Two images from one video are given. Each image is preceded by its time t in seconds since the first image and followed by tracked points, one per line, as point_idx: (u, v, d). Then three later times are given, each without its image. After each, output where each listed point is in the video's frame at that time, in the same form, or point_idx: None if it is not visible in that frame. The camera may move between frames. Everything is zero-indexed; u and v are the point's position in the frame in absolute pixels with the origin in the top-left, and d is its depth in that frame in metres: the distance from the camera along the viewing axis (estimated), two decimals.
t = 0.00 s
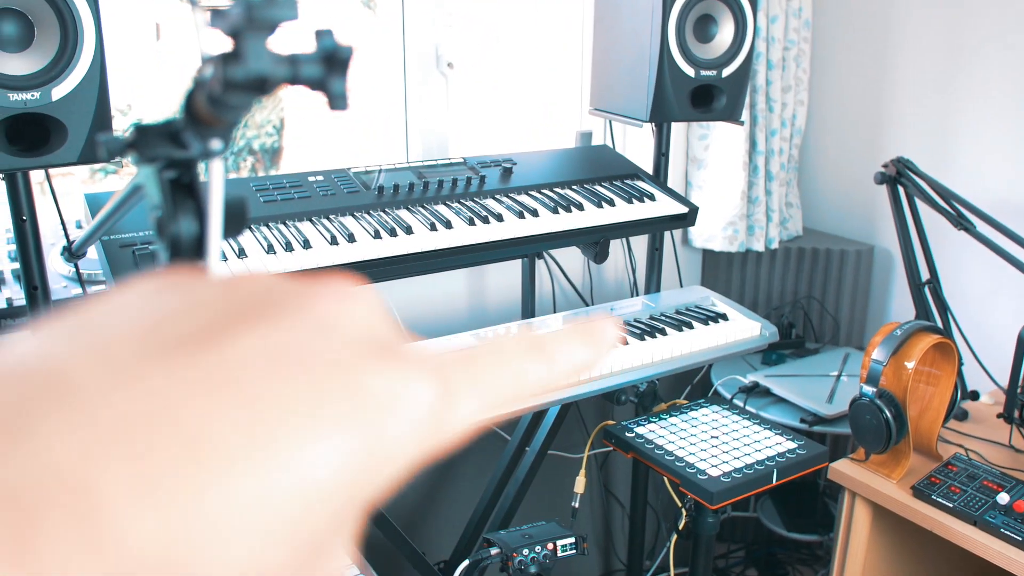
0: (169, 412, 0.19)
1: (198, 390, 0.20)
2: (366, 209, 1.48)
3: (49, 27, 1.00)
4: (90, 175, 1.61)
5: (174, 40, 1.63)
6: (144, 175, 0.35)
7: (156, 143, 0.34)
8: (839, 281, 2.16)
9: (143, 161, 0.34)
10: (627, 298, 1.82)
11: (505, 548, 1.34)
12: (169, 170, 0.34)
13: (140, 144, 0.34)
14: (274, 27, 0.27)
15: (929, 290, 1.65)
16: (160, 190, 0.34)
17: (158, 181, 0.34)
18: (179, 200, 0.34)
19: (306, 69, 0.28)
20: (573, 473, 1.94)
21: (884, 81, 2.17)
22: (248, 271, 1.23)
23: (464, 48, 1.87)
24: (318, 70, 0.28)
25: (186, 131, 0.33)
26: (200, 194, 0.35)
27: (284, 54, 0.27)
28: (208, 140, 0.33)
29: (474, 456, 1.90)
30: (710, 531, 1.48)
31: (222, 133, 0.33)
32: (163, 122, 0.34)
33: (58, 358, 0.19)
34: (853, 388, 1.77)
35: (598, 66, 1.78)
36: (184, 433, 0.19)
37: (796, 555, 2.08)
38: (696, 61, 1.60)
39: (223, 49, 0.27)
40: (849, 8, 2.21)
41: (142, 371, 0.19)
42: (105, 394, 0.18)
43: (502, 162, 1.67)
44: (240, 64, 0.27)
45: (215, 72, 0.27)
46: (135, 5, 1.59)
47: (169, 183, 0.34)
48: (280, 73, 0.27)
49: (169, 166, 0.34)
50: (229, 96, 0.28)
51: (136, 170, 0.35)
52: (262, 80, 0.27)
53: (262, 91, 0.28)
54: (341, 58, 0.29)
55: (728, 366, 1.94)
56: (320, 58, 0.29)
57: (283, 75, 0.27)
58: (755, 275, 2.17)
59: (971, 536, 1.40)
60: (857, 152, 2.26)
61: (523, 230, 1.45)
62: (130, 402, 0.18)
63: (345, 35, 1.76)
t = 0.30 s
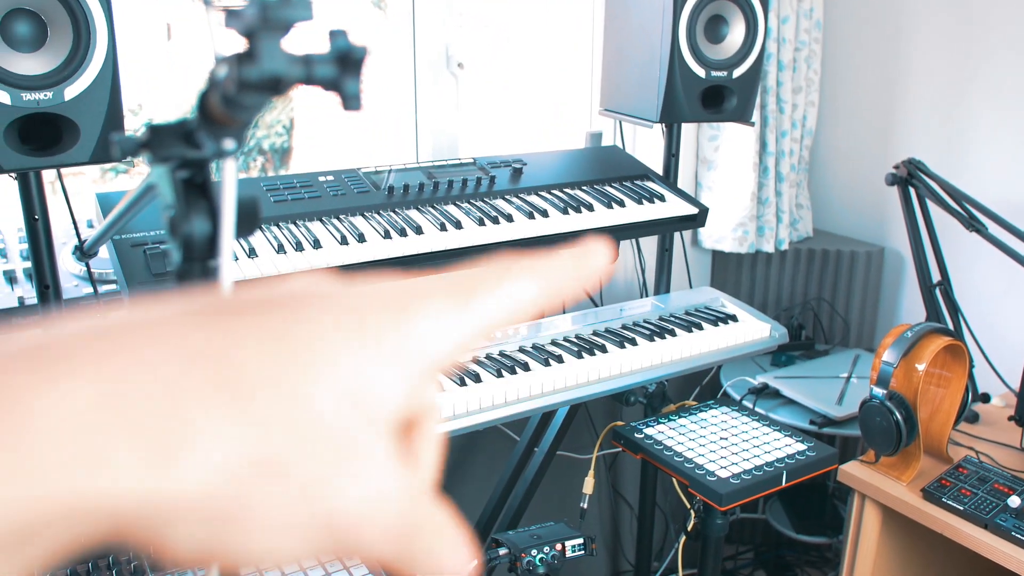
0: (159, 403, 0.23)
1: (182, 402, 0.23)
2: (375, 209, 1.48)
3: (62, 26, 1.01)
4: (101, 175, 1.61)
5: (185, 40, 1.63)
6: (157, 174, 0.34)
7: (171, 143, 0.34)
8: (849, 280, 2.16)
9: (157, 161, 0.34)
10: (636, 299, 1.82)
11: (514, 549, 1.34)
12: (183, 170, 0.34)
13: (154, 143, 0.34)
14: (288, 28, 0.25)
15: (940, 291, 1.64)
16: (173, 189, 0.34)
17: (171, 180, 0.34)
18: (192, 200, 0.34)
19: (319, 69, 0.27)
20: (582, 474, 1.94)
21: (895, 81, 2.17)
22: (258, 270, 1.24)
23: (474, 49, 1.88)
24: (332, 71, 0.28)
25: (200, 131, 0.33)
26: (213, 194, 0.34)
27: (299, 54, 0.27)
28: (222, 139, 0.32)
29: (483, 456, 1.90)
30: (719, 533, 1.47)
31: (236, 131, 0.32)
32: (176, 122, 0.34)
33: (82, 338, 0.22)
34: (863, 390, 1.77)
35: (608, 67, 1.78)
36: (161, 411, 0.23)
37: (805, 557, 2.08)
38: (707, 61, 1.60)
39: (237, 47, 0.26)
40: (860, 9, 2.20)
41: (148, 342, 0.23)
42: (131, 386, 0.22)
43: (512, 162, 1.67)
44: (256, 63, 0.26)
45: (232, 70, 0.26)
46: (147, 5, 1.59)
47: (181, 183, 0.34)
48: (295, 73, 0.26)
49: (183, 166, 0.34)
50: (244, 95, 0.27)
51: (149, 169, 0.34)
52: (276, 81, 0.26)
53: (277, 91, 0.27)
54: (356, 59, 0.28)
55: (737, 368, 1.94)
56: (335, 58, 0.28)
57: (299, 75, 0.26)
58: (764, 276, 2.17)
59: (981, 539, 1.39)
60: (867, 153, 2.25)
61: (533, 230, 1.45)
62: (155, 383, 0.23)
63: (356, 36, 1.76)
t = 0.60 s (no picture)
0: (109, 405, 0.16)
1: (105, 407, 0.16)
2: (378, 210, 1.48)
3: (65, 24, 1.00)
4: (104, 175, 1.61)
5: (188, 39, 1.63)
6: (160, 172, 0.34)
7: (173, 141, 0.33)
8: (851, 280, 2.16)
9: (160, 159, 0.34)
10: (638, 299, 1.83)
11: (516, 549, 1.34)
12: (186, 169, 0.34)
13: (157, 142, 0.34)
14: (292, 29, 0.24)
15: (943, 292, 1.64)
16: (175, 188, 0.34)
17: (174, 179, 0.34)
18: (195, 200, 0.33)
19: (323, 70, 0.25)
20: (584, 474, 1.94)
21: (898, 82, 2.16)
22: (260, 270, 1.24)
23: (477, 49, 1.88)
24: (336, 71, 0.26)
25: (202, 131, 0.32)
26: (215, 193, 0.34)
27: (303, 54, 0.25)
28: (226, 139, 0.32)
29: (485, 456, 1.91)
30: (721, 533, 1.47)
31: (240, 131, 0.31)
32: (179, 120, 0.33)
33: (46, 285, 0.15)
34: (866, 391, 1.77)
35: (611, 67, 1.78)
36: (115, 419, 0.16)
37: (807, 557, 2.08)
38: (709, 61, 1.60)
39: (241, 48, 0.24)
40: (863, 10, 2.20)
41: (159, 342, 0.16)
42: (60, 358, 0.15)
43: (515, 162, 1.67)
44: (259, 63, 0.24)
45: (234, 70, 0.25)
46: (149, 5, 1.59)
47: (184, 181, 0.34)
48: (298, 73, 0.25)
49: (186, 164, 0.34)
50: (248, 97, 0.26)
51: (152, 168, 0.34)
52: (279, 81, 0.25)
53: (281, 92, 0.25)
54: (360, 58, 0.26)
55: (740, 368, 1.94)
56: (338, 59, 0.26)
57: (301, 75, 0.25)
58: (766, 277, 2.17)
59: (984, 540, 1.39)
60: (870, 153, 2.25)
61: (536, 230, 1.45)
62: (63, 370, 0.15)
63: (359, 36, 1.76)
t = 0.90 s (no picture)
0: None
1: None
2: (379, 210, 1.47)
3: (67, 25, 1.00)
4: (106, 176, 1.62)
5: (189, 40, 1.63)
6: (163, 173, 0.35)
7: (176, 142, 0.34)
8: (853, 280, 2.16)
9: (163, 161, 0.34)
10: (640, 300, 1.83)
11: (517, 549, 1.33)
12: (188, 170, 0.34)
13: (160, 144, 0.34)
14: (295, 30, 0.25)
15: (945, 293, 1.64)
16: (178, 189, 0.34)
17: (176, 181, 0.34)
18: (198, 200, 0.34)
19: (325, 71, 0.27)
20: (586, 474, 1.94)
21: (900, 83, 2.16)
22: (262, 271, 1.24)
23: (477, 49, 1.88)
24: (338, 72, 0.27)
25: (206, 132, 0.33)
26: (217, 195, 0.35)
27: (306, 55, 0.26)
28: (228, 140, 0.32)
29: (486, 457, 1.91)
30: (722, 534, 1.47)
31: (240, 132, 0.32)
32: (182, 121, 0.34)
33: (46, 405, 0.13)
34: (867, 391, 1.77)
35: (612, 67, 1.78)
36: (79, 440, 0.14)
37: (808, 558, 2.08)
38: (711, 62, 1.60)
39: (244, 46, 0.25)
40: (864, 10, 2.20)
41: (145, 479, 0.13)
42: None
43: (516, 163, 1.67)
44: (262, 64, 0.25)
45: (239, 70, 0.26)
46: (151, 5, 1.59)
47: (187, 183, 0.34)
48: (302, 74, 0.26)
49: (188, 166, 0.34)
50: (251, 97, 0.27)
51: (155, 169, 0.35)
52: (283, 82, 0.26)
53: (284, 92, 0.26)
54: (361, 59, 0.28)
55: (742, 369, 1.94)
56: (341, 59, 0.28)
57: (305, 76, 0.26)
58: (767, 278, 2.17)
59: (985, 540, 1.39)
60: (871, 154, 2.25)
61: (537, 230, 1.45)
62: None
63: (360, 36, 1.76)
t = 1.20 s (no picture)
0: None
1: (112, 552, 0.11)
2: (379, 211, 1.47)
3: (68, 25, 1.00)
4: (105, 176, 1.61)
5: (189, 40, 1.63)
6: (164, 174, 0.35)
7: (176, 143, 0.34)
8: (853, 280, 2.16)
9: (163, 161, 0.34)
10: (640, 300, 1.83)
11: (518, 549, 1.33)
12: (188, 171, 0.34)
13: (160, 144, 0.34)
14: (295, 30, 0.25)
15: (945, 293, 1.64)
16: (178, 190, 0.35)
17: (176, 181, 0.34)
18: (197, 200, 0.35)
19: (325, 71, 0.27)
20: (586, 474, 1.94)
21: (901, 83, 2.16)
22: (262, 271, 1.24)
23: (477, 49, 1.88)
24: (338, 72, 0.28)
25: (206, 132, 0.33)
26: (218, 195, 0.35)
27: (306, 55, 0.26)
28: (229, 141, 0.32)
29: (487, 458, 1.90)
30: (722, 534, 1.47)
31: (241, 133, 0.32)
32: (182, 122, 0.34)
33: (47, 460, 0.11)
34: (867, 391, 1.77)
35: (613, 67, 1.78)
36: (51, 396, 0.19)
37: (808, 558, 2.08)
38: (711, 62, 1.60)
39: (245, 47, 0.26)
40: (864, 10, 2.20)
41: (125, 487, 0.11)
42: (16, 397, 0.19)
43: (516, 163, 1.67)
44: (262, 64, 0.25)
45: (239, 70, 0.26)
46: (151, 5, 1.59)
47: (187, 183, 0.35)
48: (302, 74, 0.26)
49: (188, 166, 0.34)
50: (250, 97, 0.27)
51: (155, 169, 0.35)
52: (283, 82, 0.26)
53: (283, 92, 0.26)
54: (361, 60, 0.28)
55: (742, 369, 1.94)
56: (341, 60, 0.28)
57: (305, 76, 0.26)
58: (767, 278, 2.17)
59: (985, 541, 1.39)
60: (871, 153, 2.25)
61: (538, 231, 1.46)
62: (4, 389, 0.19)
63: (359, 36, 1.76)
